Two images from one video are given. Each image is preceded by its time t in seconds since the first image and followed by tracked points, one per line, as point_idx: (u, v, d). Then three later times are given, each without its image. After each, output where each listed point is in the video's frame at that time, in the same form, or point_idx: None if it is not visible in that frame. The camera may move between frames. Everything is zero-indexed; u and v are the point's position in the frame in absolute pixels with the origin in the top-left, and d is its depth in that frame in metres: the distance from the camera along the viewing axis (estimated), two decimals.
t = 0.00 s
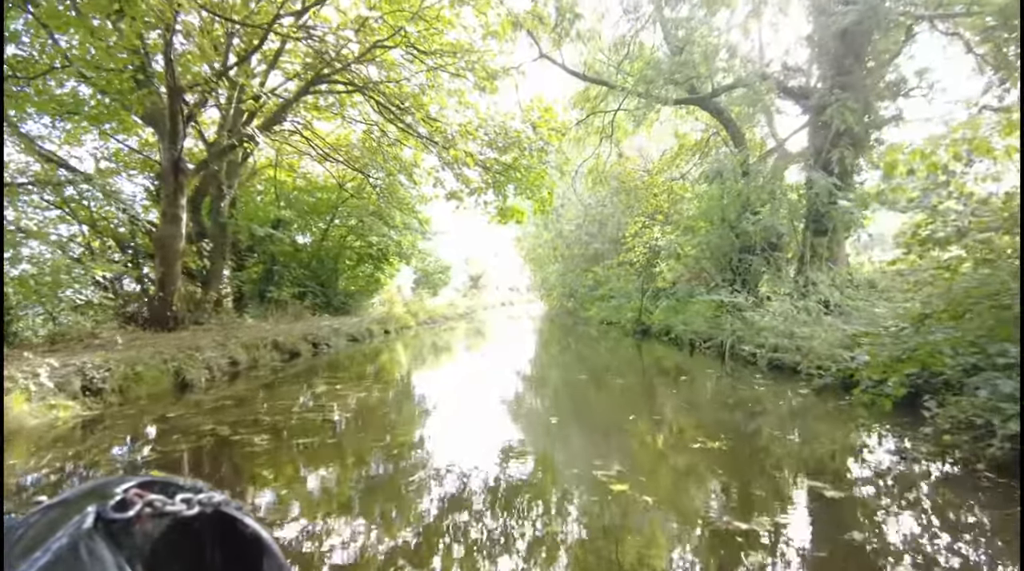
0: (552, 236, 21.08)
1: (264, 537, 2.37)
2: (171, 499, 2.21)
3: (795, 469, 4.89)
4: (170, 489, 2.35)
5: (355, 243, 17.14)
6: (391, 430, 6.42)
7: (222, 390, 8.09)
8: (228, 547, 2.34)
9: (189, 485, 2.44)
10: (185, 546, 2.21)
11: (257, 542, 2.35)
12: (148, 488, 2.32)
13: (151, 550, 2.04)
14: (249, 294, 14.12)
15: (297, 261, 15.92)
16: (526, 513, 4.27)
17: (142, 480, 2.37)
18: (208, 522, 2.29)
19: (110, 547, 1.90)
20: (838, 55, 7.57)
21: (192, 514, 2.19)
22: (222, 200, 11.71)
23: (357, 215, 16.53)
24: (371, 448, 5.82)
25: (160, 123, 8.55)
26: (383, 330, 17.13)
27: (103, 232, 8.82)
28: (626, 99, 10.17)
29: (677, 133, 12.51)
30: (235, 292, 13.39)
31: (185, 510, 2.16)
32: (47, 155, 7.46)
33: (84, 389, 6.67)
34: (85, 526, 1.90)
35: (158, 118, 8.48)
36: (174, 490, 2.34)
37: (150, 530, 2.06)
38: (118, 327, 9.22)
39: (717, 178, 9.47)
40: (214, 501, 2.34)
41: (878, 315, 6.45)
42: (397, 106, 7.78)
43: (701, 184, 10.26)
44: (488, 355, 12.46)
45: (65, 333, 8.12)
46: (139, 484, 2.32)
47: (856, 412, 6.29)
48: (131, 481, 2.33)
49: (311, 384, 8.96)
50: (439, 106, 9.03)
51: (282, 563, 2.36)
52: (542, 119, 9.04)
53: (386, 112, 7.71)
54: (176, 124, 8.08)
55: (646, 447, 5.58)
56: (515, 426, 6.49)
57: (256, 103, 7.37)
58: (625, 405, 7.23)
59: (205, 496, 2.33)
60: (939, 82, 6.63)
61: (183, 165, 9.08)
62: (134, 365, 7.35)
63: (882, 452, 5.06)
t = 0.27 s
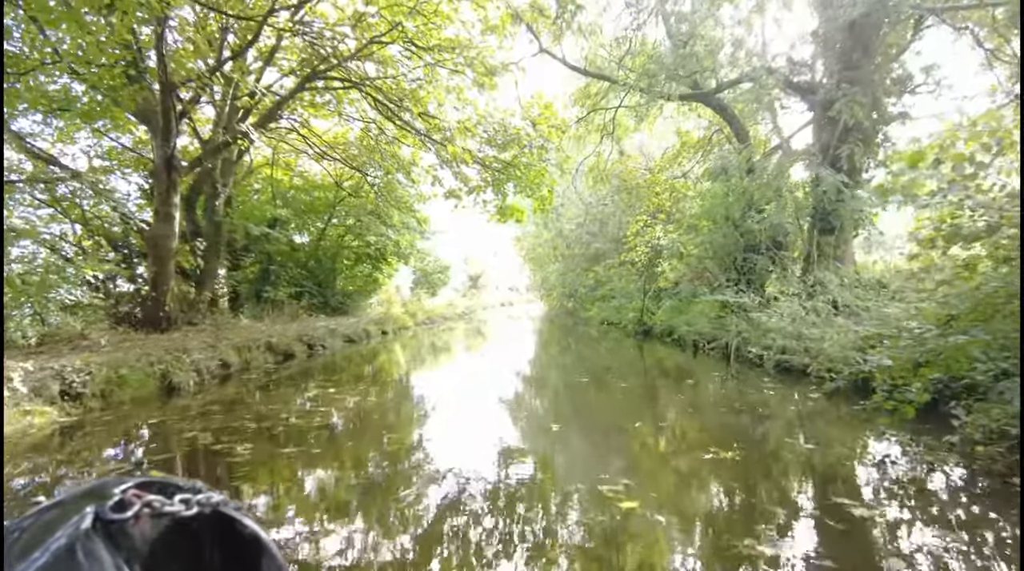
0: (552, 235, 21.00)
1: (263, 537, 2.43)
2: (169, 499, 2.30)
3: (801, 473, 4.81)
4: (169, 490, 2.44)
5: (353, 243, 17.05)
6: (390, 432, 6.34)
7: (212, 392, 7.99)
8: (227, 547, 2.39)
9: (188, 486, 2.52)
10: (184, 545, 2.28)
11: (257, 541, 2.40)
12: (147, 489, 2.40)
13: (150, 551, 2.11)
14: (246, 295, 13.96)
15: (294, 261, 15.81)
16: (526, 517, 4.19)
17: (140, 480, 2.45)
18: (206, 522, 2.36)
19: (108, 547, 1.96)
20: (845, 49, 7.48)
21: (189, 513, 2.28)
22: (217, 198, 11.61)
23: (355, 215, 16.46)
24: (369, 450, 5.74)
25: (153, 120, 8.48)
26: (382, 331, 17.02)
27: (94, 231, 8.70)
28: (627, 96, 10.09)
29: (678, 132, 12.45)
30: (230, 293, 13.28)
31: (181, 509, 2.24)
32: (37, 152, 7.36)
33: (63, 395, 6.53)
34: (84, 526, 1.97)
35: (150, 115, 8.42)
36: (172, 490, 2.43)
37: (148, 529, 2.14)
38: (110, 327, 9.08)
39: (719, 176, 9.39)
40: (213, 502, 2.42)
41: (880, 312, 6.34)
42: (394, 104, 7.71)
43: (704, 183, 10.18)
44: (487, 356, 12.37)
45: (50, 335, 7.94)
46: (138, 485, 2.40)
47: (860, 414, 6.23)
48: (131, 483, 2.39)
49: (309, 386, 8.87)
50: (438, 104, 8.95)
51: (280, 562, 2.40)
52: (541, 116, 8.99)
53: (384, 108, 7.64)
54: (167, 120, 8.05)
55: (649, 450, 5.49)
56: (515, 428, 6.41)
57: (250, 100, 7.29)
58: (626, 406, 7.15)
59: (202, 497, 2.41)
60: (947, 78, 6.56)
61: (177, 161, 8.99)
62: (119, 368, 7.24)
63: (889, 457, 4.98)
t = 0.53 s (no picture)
0: (552, 235, 20.91)
1: (261, 538, 2.38)
2: (167, 499, 2.25)
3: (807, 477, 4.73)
4: (167, 490, 2.38)
5: (351, 243, 16.98)
6: (389, 434, 6.25)
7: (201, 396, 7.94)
8: (224, 548, 2.35)
9: (186, 485, 2.46)
10: (180, 545, 2.24)
11: (255, 542, 2.36)
12: (144, 489, 2.34)
13: (146, 551, 2.08)
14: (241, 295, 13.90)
15: (290, 261, 15.76)
16: (527, 521, 4.11)
17: (138, 479, 2.39)
18: (204, 522, 2.32)
19: (105, 548, 1.92)
20: (854, 43, 7.56)
21: (188, 514, 2.22)
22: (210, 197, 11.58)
23: (352, 214, 16.37)
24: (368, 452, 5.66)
25: (145, 117, 8.43)
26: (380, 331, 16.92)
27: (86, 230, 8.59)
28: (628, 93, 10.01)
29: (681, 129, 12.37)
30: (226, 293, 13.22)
31: (182, 510, 2.20)
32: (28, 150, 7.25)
33: (40, 398, 6.38)
34: (81, 526, 1.92)
35: (142, 113, 8.39)
36: (171, 490, 2.38)
37: (145, 530, 2.09)
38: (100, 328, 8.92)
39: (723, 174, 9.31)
40: (211, 502, 2.37)
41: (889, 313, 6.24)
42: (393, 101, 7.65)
43: (709, 182, 10.10)
44: (486, 356, 12.29)
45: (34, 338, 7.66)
46: (136, 484, 2.34)
47: (863, 415, 6.17)
48: (128, 482, 2.33)
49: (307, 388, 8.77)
50: (436, 100, 8.87)
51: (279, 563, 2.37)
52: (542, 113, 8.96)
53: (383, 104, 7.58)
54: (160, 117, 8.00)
55: (652, 453, 5.41)
56: (516, 430, 6.32)
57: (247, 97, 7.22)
58: (629, 409, 7.06)
59: (201, 496, 2.36)
60: (954, 74, 6.51)
61: (170, 159, 8.94)
62: (101, 372, 7.17)
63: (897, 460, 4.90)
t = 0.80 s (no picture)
0: (552, 235, 20.83)
1: (261, 539, 2.25)
2: (165, 499, 2.15)
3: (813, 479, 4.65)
4: (165, 491, 2.26)
5: (348, 242, 16.92)
6: (388, 435, 6.18)
7: (190, 398, 7.88)
8: (223, 550, 2.21)
9: (187, 486, 2.34)
10: (179, 547, 2.12)
11: (255, 544, 2.22)
12: (142, 490, 2.23)
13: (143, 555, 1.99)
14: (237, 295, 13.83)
15: (287, 261, 15.70)
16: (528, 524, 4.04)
17: (137, 480, 2.28)
18: (203, 523, 2.19)
19: (101, 551, 1.85)
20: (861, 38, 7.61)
21: (184, 515, 2.11)
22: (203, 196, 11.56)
23: (350, 214, 16.29)
24: (366, 453, 5.58)
25: (136, 113, 8.37)
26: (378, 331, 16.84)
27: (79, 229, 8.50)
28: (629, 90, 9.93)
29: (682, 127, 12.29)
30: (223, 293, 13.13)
31: (179, 512, 2.09)
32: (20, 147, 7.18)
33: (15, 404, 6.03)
34: (77, 528, 1.85)
35: (134, 108, 8.32)
36: (170, 490, 2.27)
37: (142, 533, 2.01)
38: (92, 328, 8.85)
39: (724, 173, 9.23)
40: (210, 502, 2.24)
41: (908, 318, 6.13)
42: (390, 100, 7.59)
43: (711, 181, 10.01)
44: (484, 356, 12.22)
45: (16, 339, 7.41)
46: (135, 484, 2.23)
47: (867, 417, 6.09)
48: (127, 483, 2.23)
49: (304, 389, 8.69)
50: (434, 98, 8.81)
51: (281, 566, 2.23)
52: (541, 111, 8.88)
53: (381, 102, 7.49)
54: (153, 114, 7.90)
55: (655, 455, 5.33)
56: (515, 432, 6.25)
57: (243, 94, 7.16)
58: (629, 410, 6.99)
59: (199, 497, 2.23)
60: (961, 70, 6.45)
61: (162, 155, 8.92)
62: (81, 375, 6.90)
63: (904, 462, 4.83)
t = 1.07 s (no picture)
0: (552, 234, 20.76)
1: (258, 539, 2.21)
2: (162, 499, 2.06)
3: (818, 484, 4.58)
4: (162, 491, 2.20)
5: (346, 242, 16.85)
6: (386, 437, 6.11)
7: (180, 401, 7.80)
8: (220, 549, 2.20)
9: (183, 486, 2.28)
10: (176, 544, 2.10)
11: (253, 544, 2.19)
12: (138, 489, 2.16)
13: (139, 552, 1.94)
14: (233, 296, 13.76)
15: (285, 260, 15.64)
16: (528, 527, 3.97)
17: (133, 479, 2.21)
18: (200, 523, 2.17)
19: (97, 551, 1.78)
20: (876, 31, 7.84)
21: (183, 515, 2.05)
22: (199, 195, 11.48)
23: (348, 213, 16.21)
24: (364, 455, 5.51)
25: (128, 110, 8.26)
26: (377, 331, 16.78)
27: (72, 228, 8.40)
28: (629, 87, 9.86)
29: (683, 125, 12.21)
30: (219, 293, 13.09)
31: (177, 512, 2.02)
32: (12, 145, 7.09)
33: None
34: (72, 528, 1.77)
35: (125, 105, 8.21)
36: (167, 491, 2.21)
37: (138, 533, 1.94)
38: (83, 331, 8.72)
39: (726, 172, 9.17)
40: (207, 502, 2.18)
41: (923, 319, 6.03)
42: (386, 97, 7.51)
43: (713, 179, 9.95)
44: (482, 356, 12.14)
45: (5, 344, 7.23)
46: (131, 484, 2.16)
47: (872, 421, 6.03)
48: (123, 482, 2.15)
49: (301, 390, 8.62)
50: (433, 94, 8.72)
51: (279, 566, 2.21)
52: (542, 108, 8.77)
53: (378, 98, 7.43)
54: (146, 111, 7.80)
55: (657, 458, 5.27)
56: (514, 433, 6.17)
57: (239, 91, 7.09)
58: (629, 411, 6.91)
59: (196, 497, 2.17)
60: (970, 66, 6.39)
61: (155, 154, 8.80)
62: (60, 380, 6.78)
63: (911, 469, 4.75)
